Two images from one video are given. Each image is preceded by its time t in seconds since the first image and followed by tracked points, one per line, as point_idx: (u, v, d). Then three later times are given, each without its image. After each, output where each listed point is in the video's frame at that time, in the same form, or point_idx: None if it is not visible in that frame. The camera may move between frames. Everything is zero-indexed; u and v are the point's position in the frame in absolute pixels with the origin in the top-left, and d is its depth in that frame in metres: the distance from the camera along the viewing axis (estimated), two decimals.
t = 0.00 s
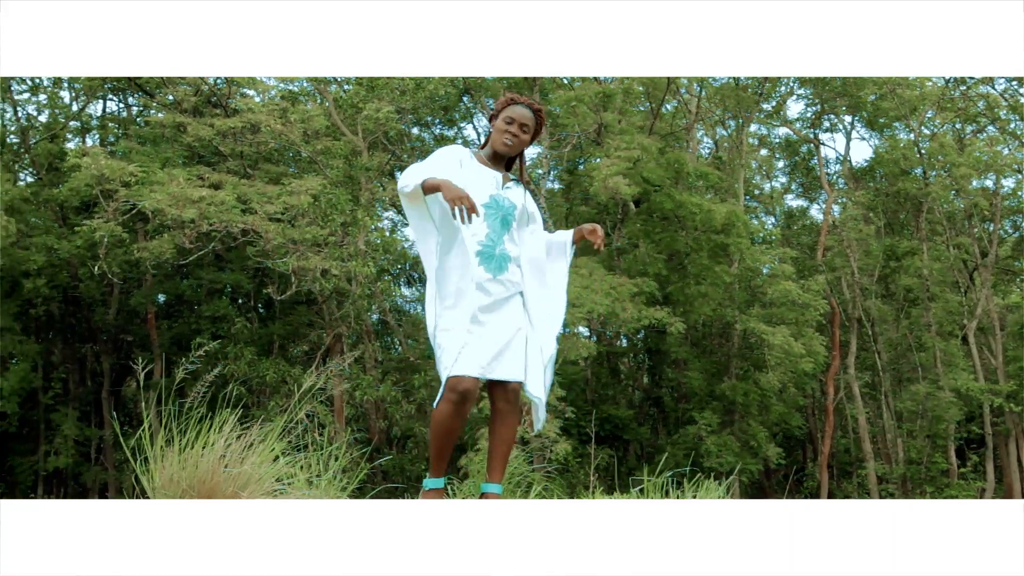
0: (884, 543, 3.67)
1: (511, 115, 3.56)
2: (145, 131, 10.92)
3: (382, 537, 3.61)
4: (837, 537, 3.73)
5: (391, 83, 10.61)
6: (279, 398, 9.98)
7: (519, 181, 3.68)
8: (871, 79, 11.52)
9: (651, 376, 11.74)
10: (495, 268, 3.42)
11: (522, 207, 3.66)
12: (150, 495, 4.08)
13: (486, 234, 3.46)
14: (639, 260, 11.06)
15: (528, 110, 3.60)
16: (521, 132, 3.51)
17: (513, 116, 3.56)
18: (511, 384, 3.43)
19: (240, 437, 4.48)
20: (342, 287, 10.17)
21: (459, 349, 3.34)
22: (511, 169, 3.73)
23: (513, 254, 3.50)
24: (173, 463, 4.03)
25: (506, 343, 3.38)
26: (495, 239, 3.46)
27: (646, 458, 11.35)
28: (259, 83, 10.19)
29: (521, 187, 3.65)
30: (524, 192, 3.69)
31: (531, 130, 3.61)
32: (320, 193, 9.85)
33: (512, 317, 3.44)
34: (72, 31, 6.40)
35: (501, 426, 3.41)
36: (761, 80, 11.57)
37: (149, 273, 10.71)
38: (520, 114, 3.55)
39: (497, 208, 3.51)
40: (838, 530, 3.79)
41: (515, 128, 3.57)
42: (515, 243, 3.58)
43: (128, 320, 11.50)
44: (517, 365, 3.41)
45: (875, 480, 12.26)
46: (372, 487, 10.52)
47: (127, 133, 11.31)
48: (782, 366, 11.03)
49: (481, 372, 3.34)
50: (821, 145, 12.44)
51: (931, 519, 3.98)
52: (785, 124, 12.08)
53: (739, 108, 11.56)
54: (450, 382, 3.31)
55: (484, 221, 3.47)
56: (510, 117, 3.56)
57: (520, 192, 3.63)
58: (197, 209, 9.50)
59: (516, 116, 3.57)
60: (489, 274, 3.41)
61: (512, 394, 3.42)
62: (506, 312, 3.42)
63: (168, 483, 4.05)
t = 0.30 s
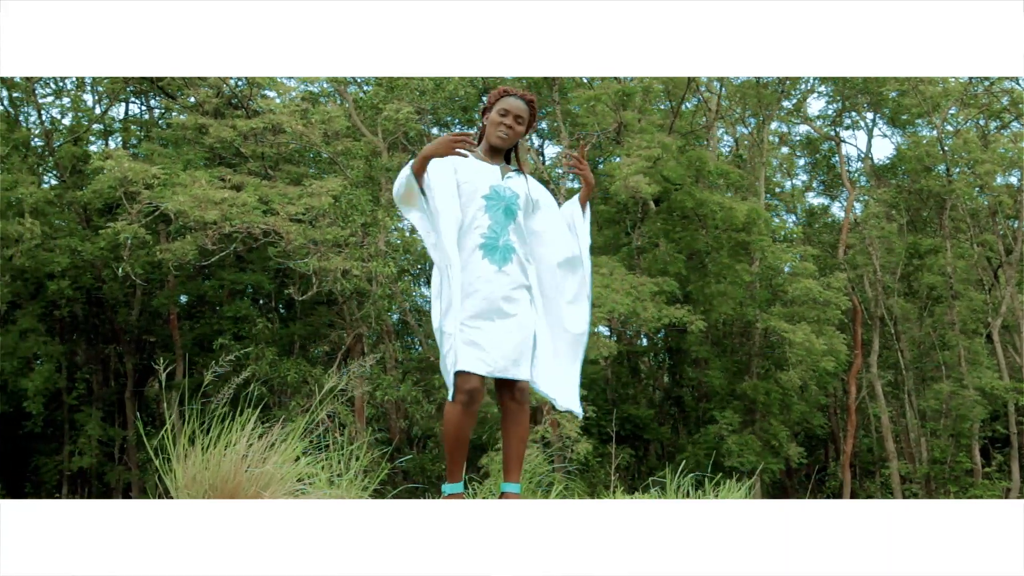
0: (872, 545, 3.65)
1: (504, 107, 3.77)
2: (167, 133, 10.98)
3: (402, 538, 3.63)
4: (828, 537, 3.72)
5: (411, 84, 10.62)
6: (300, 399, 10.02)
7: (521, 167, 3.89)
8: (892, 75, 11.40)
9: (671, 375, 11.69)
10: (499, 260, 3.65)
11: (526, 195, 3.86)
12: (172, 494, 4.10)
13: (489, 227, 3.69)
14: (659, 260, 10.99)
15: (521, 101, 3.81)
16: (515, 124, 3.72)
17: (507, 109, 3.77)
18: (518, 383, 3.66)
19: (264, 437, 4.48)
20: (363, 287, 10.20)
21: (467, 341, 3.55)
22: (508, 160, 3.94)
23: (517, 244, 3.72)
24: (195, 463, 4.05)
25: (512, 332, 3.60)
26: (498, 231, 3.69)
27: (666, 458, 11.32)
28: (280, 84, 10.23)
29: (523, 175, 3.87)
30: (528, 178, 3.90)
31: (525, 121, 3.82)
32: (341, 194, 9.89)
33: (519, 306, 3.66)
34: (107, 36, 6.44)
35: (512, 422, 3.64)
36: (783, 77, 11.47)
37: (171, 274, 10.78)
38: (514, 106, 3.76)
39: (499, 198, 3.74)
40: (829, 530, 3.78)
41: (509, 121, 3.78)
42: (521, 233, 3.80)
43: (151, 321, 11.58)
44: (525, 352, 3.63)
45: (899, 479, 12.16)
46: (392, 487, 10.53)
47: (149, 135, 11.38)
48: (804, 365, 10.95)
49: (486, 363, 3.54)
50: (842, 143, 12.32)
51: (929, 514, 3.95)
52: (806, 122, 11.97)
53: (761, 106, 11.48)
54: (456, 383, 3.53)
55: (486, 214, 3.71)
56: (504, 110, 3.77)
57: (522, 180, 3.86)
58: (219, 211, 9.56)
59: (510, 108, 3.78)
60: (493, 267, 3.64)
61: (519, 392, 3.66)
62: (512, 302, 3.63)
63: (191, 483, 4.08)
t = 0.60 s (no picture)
0: None
1: (482, 111, 3.62)
2: (146, 143, 10.01)
3: None
4: None
5: (416, 88, 9.68)
6: (293, 434, 9.10)
7: (514, 182, 3.76)
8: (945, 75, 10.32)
9: (702, 408, 10.65)
10: (496, 296, 3.60)
11: (522, 220, 3.72)
12: None
13: (485, 261, 3.63)
14: (688, 279, 9.98)
15: (499, 101, 3.65)
16: (498, 127, 3.58)
17: (486, 112, 3.62)
18: (521, 413, 3.53)
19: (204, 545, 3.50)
20: (361, 312, 9.25)
21: (463, 375, 3.52)
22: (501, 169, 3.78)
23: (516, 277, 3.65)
24: None
25: (509, 368, 3.54)
26: (496, 266, 3.61)
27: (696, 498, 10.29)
28: (270, 89, 9.32)
29: (515, 196, 3.72)
30: (526, 199, 3.76)
31: (508, 123, 3.66)
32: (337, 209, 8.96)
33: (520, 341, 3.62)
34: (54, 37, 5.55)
35: (513, 456, 3.52)
36: (824, 78, 10.43)
37: (153, 296, 9.86)
38: (492, 107, 3.61)
39: (493, 228, 3.64)
40: None
41: (491, 124, 3.63)
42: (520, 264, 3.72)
43: (130, 349, 10.53)
44: (523, 386, 3.56)
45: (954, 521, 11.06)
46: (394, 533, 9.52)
47: (128, 146, 10.39)
48: (848, 395, 9.85)
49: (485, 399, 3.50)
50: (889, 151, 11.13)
51: None
52: (849, 128, 10.90)
53: (800, 111, 10.45)
54: (453, 417, 3.50)
55: (480, 248, 3.63)
56: (483, 114, 3.62)
57: (519, 205, 3.72)
58: (206, 228, 8.72)
59: (489, 111, 3.62)
60: (492, 302, 3.59)
61: (520, 421, 3.52)
62: (508, 337, 3.59)
63: None
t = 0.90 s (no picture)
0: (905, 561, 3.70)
1: (476, 105, 3.90)
2: (200, 137, 11.07)
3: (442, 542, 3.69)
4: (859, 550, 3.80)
5: (443, 85, 10.64)
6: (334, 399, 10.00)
7: (523, 165, 4.00)
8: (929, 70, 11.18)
9: (705, 375, 11.68)
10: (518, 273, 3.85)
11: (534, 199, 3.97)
12: (209, 495, 4.14)
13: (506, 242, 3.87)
14: (693, 258, 11.05)
15: (491, 94, 3.92)
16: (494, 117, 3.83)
17: (481, 107, 3.89)
18: (536, 386, 3.83)
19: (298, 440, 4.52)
20: (395, 289, 10.22)
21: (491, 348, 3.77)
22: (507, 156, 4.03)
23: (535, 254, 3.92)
24: (232, 464, 4.09)
25: (533, 338, 3.83)
26: (517, 246, 3.87)
27: (700, 458, 11.31)
28: (313, 87, 10.31)
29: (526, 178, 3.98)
30: (537, 179, 3.98)
31: (502, 111, 3.92)
32: (374, 195, 9.95)
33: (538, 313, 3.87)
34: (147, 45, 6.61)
35: (532, 422, 3.84)
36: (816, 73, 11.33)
37: (206, 276, 10.87)
38: (486, 101, 3.88)
39: (510, 210, 3.90)
40: (862, 543, 3.88)
41: (487, 117, 3.90)
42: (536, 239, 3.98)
43: (186, 324, 11.75)
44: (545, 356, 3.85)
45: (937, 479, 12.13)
46: (426, 488, 10.55)
47: (184, 140, 11.50)
48: (838, 363, 10.82)
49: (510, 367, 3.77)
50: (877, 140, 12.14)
51: (955, 531, 4.01)
52: (840, 118, 11.79)
53: (794, 103, 11.37)
54: (479, 384, 3.76)
55: (501, 231, 3.88)
56: (479, 109, 3.89)
57: (533, 185, 3.98)
58: (255, 214, 9.63)
59: (484, 106, 3.89)
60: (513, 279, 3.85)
61: (536, 392, 3.83)
62: (529, 309, 3.85)
63: (228, 483, 4.12)
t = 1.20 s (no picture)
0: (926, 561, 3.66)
1: (486, 113, 3.65)
2: (215, 139, 11.15)
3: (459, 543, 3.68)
4: (879, 551, 3.77)
5: (456, 85, 10.65)
6: (348, 399, 9.94)
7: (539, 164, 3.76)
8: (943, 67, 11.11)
9: (720, 373, 11.64)
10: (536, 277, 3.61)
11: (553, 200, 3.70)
12: (225, 494, 4.16)
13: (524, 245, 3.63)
14: (706, 257, 11.04)
15: (496, 97, 3.67)
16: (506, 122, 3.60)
17: (488, 112, 3.65)
18: (560, 381, 3.60)
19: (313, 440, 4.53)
20: (409, 290, 10.20)
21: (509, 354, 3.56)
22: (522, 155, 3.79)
23: (554, 253, 3.65)
24: (248, 463, 4.10)
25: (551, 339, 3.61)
26: (536, 249, 3.62)
27: (714, 458, 11.33)
28: (326, 88, 10.34)
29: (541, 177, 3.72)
30: (553, 179, 3.72)
31: (511, 113, 3.68)
32: (387, 195, 9.95)
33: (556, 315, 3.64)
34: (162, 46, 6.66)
35: (562, 422, 3.60)
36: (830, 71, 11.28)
37: (221, 277, 10.93)
38: (495, 105, 3.63)
39: (527, 213, 3.65)
40: (882, 545, 3.84)
41: (497, 122, 3.66)
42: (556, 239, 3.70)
43: (201, 324, 11.86)
44: (564, 357, 3.62)
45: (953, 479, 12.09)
46: (441, 488, 10.56)
47: (198, 141, 11.59)
48: (853, 361, 10.73)
49: (527, 369, 3.56)
50: (892, 138, 12.05)
51: (1015, 534, 3.92)
52: (854, 117, 11.75)
53: (807, 101, 11.33)
54: (494, 384, 3.57)
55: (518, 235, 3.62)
56: (486, 116, 3.65)
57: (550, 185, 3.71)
58: (269, 215, 9.67)
59: (490, 111, 3.65)
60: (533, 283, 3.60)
61: (561, 390, 3.59)
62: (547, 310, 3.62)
63: (244, 482, 4.13)
